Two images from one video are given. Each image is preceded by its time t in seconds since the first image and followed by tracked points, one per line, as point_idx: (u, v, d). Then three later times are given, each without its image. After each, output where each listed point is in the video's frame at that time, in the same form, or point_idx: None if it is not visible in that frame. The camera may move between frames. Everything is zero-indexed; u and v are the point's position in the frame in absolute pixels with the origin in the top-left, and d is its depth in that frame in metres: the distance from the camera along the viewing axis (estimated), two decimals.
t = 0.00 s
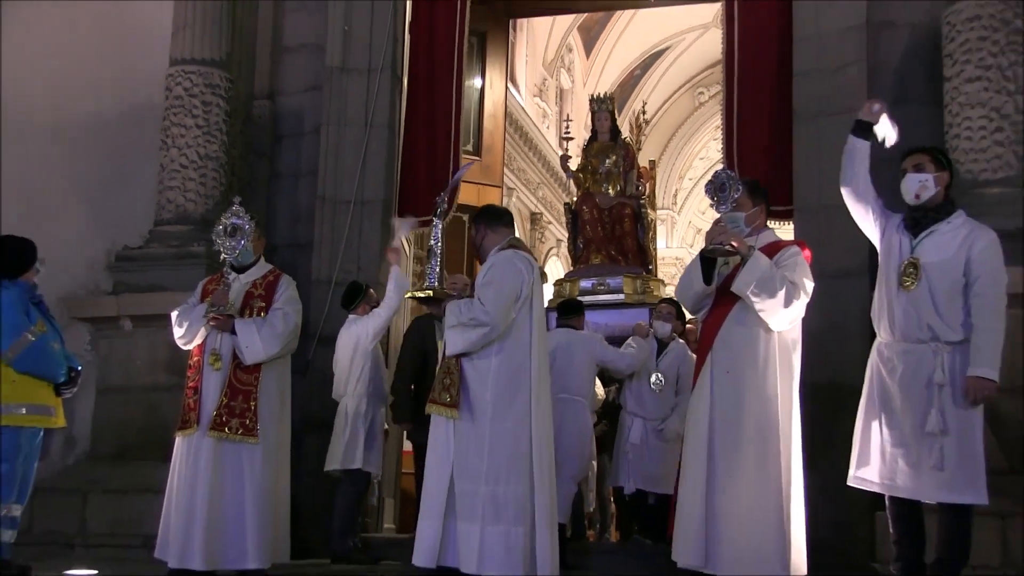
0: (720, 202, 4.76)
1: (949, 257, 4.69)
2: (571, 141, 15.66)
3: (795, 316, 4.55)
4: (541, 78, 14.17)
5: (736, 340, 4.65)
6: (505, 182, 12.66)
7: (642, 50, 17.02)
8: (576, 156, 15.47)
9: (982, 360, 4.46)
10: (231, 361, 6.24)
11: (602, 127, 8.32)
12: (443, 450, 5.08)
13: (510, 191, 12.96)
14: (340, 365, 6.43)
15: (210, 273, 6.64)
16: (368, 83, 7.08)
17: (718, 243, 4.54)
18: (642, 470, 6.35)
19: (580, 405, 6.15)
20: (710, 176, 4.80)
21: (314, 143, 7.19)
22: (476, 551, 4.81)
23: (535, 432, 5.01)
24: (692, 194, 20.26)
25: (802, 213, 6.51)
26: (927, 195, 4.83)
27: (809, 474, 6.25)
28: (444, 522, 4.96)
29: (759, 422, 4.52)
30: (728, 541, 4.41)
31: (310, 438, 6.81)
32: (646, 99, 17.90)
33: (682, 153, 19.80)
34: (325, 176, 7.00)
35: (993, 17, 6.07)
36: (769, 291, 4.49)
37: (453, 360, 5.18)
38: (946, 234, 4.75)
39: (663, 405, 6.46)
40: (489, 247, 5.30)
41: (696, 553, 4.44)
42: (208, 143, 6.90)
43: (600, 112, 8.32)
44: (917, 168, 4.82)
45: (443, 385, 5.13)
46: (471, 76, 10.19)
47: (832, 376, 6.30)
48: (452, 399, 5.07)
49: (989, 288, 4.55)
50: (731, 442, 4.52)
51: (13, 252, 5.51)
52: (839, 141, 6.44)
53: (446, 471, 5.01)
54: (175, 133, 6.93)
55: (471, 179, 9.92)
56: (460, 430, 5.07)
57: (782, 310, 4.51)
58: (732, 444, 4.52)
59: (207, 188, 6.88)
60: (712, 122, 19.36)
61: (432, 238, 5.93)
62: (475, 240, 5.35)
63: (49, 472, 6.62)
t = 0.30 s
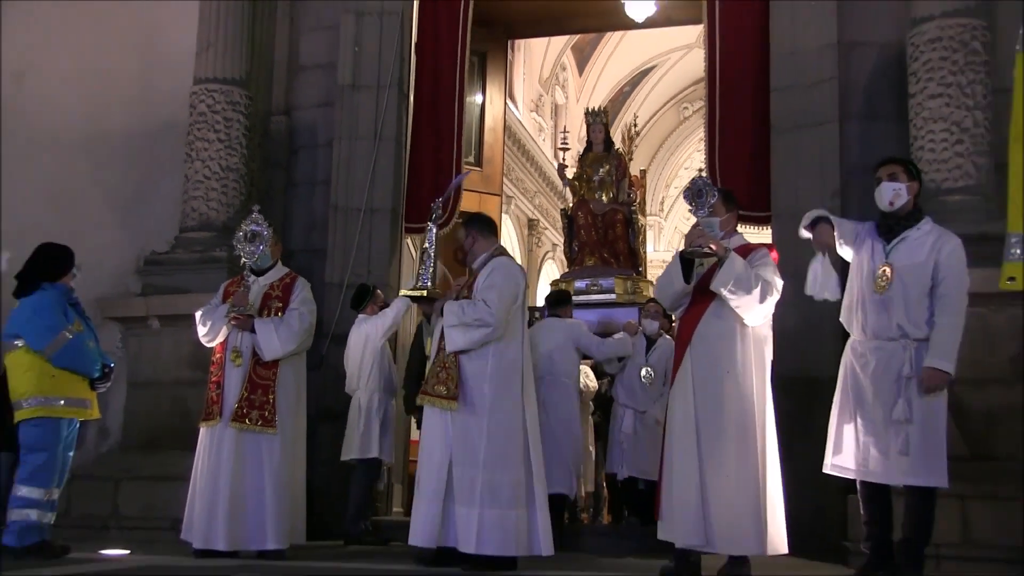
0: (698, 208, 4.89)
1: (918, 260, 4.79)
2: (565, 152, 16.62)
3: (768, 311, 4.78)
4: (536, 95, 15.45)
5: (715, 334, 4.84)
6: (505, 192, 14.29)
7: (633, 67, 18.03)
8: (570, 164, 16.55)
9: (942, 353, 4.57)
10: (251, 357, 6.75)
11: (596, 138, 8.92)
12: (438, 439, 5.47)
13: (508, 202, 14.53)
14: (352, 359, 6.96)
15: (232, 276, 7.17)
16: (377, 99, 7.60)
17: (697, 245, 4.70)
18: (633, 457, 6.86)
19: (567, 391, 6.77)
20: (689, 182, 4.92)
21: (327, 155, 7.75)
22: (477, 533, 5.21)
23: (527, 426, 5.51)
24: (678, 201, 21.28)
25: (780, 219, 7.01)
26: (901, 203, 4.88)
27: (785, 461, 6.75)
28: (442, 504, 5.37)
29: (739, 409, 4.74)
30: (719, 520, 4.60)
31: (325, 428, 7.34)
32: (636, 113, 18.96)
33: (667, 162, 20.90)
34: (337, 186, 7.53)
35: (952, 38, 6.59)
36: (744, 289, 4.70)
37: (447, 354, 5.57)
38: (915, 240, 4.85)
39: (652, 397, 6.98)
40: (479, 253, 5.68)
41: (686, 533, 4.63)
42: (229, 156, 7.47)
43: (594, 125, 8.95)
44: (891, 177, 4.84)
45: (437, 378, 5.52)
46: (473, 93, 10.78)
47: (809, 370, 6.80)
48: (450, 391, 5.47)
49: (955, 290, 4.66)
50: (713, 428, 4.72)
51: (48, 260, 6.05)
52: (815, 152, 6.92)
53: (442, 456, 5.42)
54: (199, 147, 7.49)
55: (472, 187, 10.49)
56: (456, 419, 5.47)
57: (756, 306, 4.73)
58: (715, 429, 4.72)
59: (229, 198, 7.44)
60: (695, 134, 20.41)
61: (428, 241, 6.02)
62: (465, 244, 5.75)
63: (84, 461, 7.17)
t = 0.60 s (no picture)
0: (676, 214, 5.39)
1: (886, 260, 4.90)
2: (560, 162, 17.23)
3: (744, 308, 5.26)
4: (534, 109, 16.08)
5: (695, 332, 5.28)
6: (506, 198, 15.24)
7: (620, 85, 18.68)
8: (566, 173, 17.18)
9: (914, 348, 4.69)
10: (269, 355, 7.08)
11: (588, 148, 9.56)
12: (435, 431, 5.61)
13: (505, 207, 15.11)
14: (362, 354, 7.46)
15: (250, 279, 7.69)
16: (384, 113, 8.12)
17: (678, 248, 5.19)
18: (623, 446, 7.35)
19: (558, 371, 7.55)
20: (669, 190, 5.43)
21: (337, 166, 8.30)
22: (480, 517, 5.41)
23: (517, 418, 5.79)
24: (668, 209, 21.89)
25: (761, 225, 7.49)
26: (869, 211, 5.02)
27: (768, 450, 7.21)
28: (439, 492, 5.50)
29: (718, 402, 5.17)
30: (703, 503, 5.01)
31: (336, 422, 7.83)
32: (626, 125, 19.57)
33: (658, 170, 21.52)
34: (347, 195, 8.04)
35: (918, 55, 7.09)
36: (722, 287, 5.17)
37: (448, 351, 5.70)
38: (884, 242, 4.96)
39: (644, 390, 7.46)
40: (468, 260, 5.86)
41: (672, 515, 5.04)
42: (247, 168, 8.01)
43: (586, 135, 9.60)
44: (858, 186, 5.02)
45: (439, 374, 5.65)
46: (474, 106, 11.30)
47: (789, 364, 7.28)
48: (453, 386, 5.61)
49: (922, 287, 4.78)
50: (695, 419, 5.15)
51: (86, 264, 6.30)
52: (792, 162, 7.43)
53: (440, 448, 5.57)
54: (219, 159, 8.04)
55: (473, 195, 11.04)
56: (455, 414, 5.62)
57: (734, 302, 5.21)
58: (697, 420, 5.14)
59: (246, 206, 7.98)
60: (682, 145, 21.08)
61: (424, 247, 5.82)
62: (454, 249, 5.91)
63: (114, 454, 7.68)
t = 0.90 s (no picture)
0: (664, 217, 5.37)
1: (875, 262, 4.97)
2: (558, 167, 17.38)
3: (732, 307, 5.25)
4: (533, 113, 16.20)
5: (683, 334, 5.27)
6: (506, 202, 15.47)
7: (618, 90, 18.84)
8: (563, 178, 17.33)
9: (899, 348, 4.76)
10: (272, 357, 6.93)
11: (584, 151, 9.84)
12: (435, 430, 5.53)
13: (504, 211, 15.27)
14: (365, 355, 7.61)
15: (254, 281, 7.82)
16: (386, 119, 8.26)
17: (667, 251, 5.24)
18: (622, 444, 7.49)
19: (557, 367, 7.77)
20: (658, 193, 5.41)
21: (339, 170, 8.45)
22: (489, 512, 5.39)
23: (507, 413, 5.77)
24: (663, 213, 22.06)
25: (757, 227, 7.63)
26: (855, 214, 5.10)
27: (763, 446, 7.34)
28: (448, 491, 5.41)
29: (707, 403, 5.20)
30: (692, 502, 5.05)
31: (338, 421, 7.94)
32: (623, 129, 19.75)
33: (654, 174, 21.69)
34: (349, 198, 8.18)
35: (908, 60, 7.23)
36: (713, 287, 5.17)
37: (457, 352, 5.66)
38: (873, 244, 5.03)
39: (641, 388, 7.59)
40: (459, 264, 5.90)
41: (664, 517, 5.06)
42: (250, 173, 8.16)
43: (582, 139, 9.85)
44: (843, 190, 5.12)
45: (446, 374, 5.58)
46: (473, 111, 11.49)
47: (785, 363, 7.40)
48: (464, 386, 5.57)
49: (908, 287, 4.83)
50: (685, 421, 5.16)
51: (90, 267, 6.37)
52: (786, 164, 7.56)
53: (445, 445, 5.49)
54: (223, 164, 8.19)
55: (472, 198, 11.20)
56: (462, 413, 5.55)
57: (722, 300, 5.19)
58: (686, 419, 5.17)
59: (250, 210, 8.13)
60: (677, 150, 21.26)
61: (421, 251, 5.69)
62: (449, 251, 5.89)
63: (121, 454, 7.81)
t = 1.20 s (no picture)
0: (661, 220, 5.32)
1: (867, 265, 4.93)
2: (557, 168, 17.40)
3: (728, 310, 5.22)
4: (533, 114, 16.20)
5: (679, 337, 5.26)
6: (505, 203, 15.47)
7: (618, 91, 18.85)
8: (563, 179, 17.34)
9: (884, 353, 4.73)
10: (272, 358, 6.93)
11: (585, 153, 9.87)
12: (444, 426, 5.49)
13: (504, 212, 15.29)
14: (365, 359, 7.64)
15: (254, 283, 7.82)
16: (385, 121, 8.26)
17: (665, 255, 5.19)
18: (621, 444, 7.50)
19: (556, 369, 7.77)
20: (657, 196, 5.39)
21: (339, 171, 8.46)
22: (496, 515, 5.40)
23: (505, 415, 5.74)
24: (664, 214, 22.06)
25: (756, 227, 7.63)
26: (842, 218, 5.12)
27: (763, 447, 7.34)
28: (453, 491, 5.39)
29: (706, 404, 5.18)
30: (677, 502, 5.02)
31: (338, 422, 7.94)
32: (623, 130, 19.75)
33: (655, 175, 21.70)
34: (349, 200, 8.19)
35: (908, 61, 7.24)
36: (711, 291, 5.16)
37: (463, 350, 5.63)
38: (866, 246, 4.98)
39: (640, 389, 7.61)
40: (462, 264, 5.86)
41: (664, 518, 5.02)
42: (250, 174, 8.18)
43: (583, 141, 9.86)
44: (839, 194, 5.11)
45: (451, 372, 5.56)
46: (473, 113, 11.45)
47: (784, 364, 7.40)
48: (469, 385, 5.55)
49: (897, 290, 4.77)
50: (683, 422, 5.13)
51: (89, 268, 6.36)
52: (785, 165, 7.57)
53: (453, 445, 5.46)
54: (222, 165, 8.20)
55: (472, 200, 11.22)
56: (467, 413, 5.53)
57: (718, 304, 5.18)
58: (679, 420, 5.14)
59: (250, 211, 8.14)
60: (677, 151, 21.27)
61: (425, 245, 5.68)
62: (456, 246, 5.82)
63: (122, 455, 7.82)
